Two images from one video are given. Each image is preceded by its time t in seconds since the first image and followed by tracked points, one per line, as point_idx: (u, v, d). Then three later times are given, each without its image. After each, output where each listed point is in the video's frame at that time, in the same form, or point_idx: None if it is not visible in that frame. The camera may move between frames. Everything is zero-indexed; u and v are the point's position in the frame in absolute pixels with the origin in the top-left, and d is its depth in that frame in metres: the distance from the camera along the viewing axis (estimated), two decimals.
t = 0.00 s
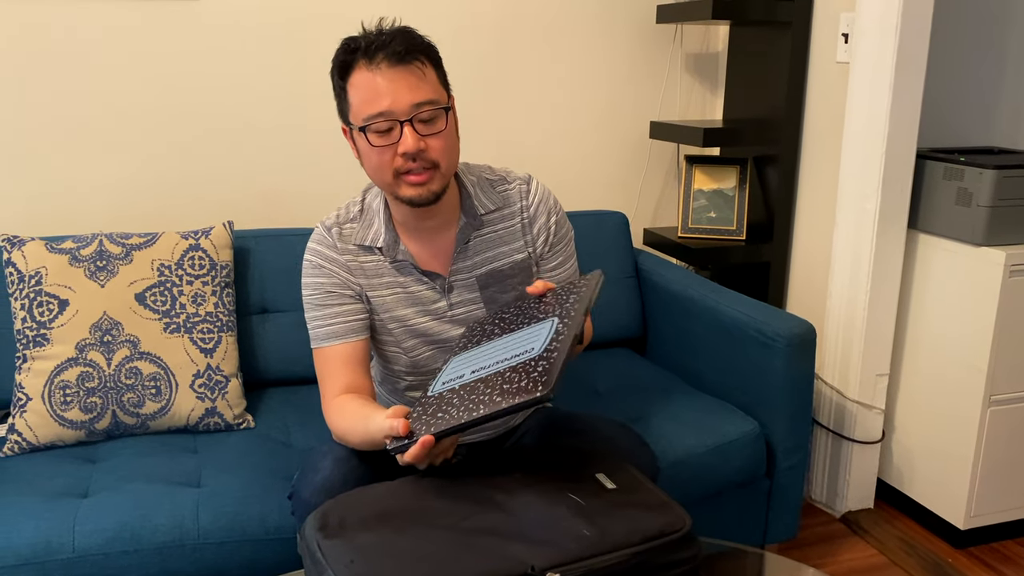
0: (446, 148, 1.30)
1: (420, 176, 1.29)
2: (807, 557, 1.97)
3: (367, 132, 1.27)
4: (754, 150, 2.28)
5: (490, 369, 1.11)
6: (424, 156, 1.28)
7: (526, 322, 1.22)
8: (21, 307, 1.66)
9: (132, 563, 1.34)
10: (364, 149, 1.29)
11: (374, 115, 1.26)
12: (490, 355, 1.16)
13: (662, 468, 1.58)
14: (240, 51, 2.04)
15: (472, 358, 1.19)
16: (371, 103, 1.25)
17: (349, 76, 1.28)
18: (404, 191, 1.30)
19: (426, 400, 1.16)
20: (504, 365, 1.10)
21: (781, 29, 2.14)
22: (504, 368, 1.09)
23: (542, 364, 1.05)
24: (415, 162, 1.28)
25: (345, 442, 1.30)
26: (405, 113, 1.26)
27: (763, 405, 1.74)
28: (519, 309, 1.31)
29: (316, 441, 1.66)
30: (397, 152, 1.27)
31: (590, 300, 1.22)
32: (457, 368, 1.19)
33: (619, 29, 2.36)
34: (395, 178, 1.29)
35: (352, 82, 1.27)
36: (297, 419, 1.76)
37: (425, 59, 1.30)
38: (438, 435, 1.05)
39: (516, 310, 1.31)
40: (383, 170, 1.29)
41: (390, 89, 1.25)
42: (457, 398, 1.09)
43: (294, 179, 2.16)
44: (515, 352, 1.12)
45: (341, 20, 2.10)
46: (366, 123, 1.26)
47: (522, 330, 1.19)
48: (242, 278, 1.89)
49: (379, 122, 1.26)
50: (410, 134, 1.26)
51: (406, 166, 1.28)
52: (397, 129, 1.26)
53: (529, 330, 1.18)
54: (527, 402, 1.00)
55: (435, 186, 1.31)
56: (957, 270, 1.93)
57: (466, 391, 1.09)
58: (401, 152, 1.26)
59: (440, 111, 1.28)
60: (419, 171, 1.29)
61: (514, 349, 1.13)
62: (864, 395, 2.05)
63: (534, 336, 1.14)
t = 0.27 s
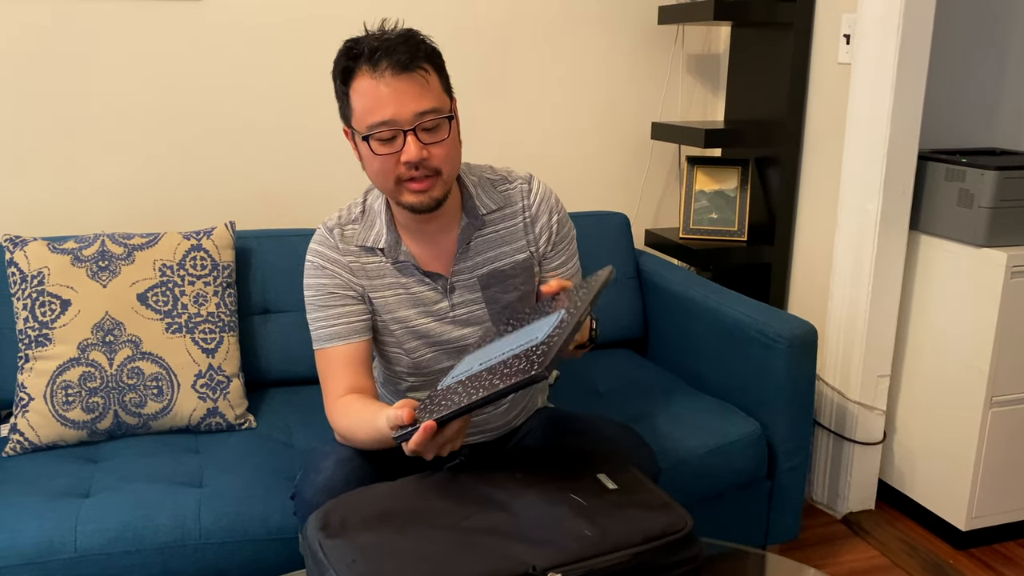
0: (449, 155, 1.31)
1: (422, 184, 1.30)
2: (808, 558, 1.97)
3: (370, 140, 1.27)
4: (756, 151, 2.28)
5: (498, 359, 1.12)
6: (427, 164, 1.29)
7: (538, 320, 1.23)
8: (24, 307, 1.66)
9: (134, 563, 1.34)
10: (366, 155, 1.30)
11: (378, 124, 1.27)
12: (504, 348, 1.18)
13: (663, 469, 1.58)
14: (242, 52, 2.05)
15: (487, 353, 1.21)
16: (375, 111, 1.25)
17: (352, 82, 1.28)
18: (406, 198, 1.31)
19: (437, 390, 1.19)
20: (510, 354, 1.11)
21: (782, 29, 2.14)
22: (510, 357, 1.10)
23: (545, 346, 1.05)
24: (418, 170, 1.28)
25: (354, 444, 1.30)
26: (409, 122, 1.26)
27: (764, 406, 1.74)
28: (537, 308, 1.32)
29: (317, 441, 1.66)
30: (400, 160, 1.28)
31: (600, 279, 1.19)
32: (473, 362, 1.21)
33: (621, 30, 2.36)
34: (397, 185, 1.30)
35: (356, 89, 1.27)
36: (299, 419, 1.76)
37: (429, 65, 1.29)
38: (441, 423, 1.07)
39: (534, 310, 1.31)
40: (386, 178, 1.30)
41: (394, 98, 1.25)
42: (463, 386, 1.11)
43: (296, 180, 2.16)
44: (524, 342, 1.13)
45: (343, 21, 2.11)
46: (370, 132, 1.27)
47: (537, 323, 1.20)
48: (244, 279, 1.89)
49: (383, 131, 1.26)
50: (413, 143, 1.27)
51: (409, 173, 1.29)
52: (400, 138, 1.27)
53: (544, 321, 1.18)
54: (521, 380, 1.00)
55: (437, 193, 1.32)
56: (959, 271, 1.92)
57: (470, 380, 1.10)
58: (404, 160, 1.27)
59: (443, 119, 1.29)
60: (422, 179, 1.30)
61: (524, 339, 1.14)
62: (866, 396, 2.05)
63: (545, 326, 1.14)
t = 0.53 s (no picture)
0: (458, 161, 1.31)
1: (432, 189, 1.30)
2: (809, 559, 1.97)
3: (383, 144, 1.27)
4: (758, 152, 2.28)
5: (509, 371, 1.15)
6: (438, 170, 1.29)
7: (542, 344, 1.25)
8: (26, 307, 1.66)
9: (135, 563, 1.34)
10: (377, 158, 1.29)
11: (391, 129, 1.26)
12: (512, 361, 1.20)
13: (664, 469, 1.58)
14: (244, 52, 2.05)
15: (492, 362, 1.22)
16: (390, 115, 1.25)
17: (367, 84, 1.27)
18: (414, 202, 1.31)
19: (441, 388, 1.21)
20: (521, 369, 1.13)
21: (784, 30, 2.14)
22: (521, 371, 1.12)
23: (554, 368, 1.08)
24: (428, 176, 1.28)
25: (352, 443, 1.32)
26: (422, 129, 1.26)
27: (765, 407, 1.74)
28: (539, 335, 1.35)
29: (319, 441, 1.66)
30: (411, 165, 1.28)
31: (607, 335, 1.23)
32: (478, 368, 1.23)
33: (623, 31, 2.36)
34: (406, 188, 1.30)
35: (370, 92, 1.26)
36: (300, 420, 1.76)
37: (443, 71, 1.29)
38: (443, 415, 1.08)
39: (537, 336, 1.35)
40: (395, 181, 1.30)
41: (409, 104, 1.25)
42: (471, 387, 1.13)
43: (298, 181, 2.17)
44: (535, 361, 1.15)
45: (345, 21, 2.11)
46: (382, 136, 1.26)
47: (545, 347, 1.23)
48: (245, 279, 1.89)
49: (396, 136, 1.26)
50: (425, 149, 1.26)
51: (420, 178, 1.29)
52: (413, 143, 1.26)
53: (553, 347, 1.21)
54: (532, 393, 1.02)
55: (445, 198, 1.32)
56: (960, 272, 1.92)
57: (478, 384, 1.11)
58: (416, 165, 1.27)
59: (456, 126, 1.29)
60: (432, 184, 1.30)
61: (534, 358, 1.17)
62: (867, 397, 2.05)
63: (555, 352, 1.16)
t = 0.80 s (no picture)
0: (502, 167, 1.30)
1: (474, 192, 1.29)
2: (810, 560, 1.97)
3: (434, 144, 1.24)
4: (759, 153, 2.28)
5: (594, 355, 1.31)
6: (485, 174, 1.28)
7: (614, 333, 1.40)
8: (27, 307, 1.66)
9: (136, 563, 1.34)
10: (424, 157, 1.27)
11: (445, 130, 1.24)
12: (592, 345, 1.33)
13: (665, 470, 1.58)
14: (245, 53, 2.05)
15: (557, 329, 1.39)
16: (445, 116, 1.23)
17: (423, 81, 1.24)
18: (457, 202, 1.30)
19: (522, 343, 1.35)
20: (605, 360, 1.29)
21: (785, 31, 2.14)
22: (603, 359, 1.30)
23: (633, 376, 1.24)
24: (474, 178, 1.27)
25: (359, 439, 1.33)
26: (477, 134, 1.24)
27: (767, 408, 1.74)
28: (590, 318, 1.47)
29: (320, 441, 1.67)
30: (459, 166, 1.26)
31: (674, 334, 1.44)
32: (555, 336, 1.36)
33: (624, 32, 2.36)
34: (449, 188, 1.28)
35: (427, 90, 1.24)
36: (302, 419, 1.76)
37: (498, 77, 1.28)
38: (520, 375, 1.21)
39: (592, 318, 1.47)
40: (440, 180, 1.28)
41: (467, 107, 1.23)
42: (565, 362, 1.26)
43: (299, 181, 2.17)
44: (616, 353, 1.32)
45: (346, 22, 2.11)
46: (436, 137, 1.24)
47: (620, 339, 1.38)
48: (247, 279, 1.89)
49: (449, 138, 1.24)
50: (477, 154, 1.25)
51: (465, 180, 1.27)
52: (465, 146, 1.25)
53: (627, 343, 1.36)
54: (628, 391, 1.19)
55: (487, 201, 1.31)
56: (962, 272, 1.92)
57: (564, 364, 1.25)
58: (465, 168, 1.25)
59: (509, 133, 1.28)
60: (476, 186, 1.28)
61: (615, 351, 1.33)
62: (868, 397, 2.05)
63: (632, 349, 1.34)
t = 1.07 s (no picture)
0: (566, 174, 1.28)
1: (536, 195, 1.26)
2: (811, 561, 1.96)
3: (508, 144, 1.21)
4: (760, 153, 2.28)
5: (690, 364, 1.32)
6: (550, 179, 1.25)
7: (688, 334, 1.41)
8: (28, 307, 1.66)
9: (137, 563, 1.34)
10: (493, 155, 1.23)
11: (518, 131, 1.21)
12: (683, 351, 1.35)
13: (666, 470, 1.58)
14: (246, 53, 2.06)
15: (659, 351, 1.35)
16: (523, 117, 1.19)
17: (503, 79, 1.21)
18: (515, 203, 1.27)
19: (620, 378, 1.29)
20: (700, 364, 1.32)
21: (786, 31, 2.14)
22: (698, 364, 1.32)
23: (747, 364, 1.32)
24: (540, 182, 1.24)
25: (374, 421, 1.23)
26: (549, 138, 1.21)
27: (767, 408, 1.74)
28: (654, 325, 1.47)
29: (321, 442, 1.67)
30: (527, 169, 1.23)
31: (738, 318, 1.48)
32: (646, 355, 1.35)
33: (625, 32, 2.36)
34: (513, 189, 1.25)
35: (507, 88, 1.21)
36: (302, 419, 1.76)
37: (574, 85, 1.25)
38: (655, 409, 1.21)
39: (654, 324, 1.47)
40: (503, 180, 1.25)
41: (544, 110, 1.20)
42: (674, 382, 1.27)
43: (300, 181, 2.17)
44: (706, 354, 1.34)
45: (345, 22, 2.11)
46: (509, 136, 1.21)
47: (698, 336, 1.40)
48: (247, 279, 1.89)
49: (522, 139, 1.21)
50: (546, 158, 1.22)
51: (531, 182, 1.24)
52: (537, 149, 1.22)
53: (710, 338, 1.40)
54: (740, 391, 1.24)
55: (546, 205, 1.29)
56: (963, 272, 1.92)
57: (674, 376, 1.28)
58: (533, 170, 1.22)
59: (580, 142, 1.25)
60: (539, 189, 1.25)
61: (703, 352, 1.35)
62: (869, 398, 2.05)
63: (717, 343, 1.38)
